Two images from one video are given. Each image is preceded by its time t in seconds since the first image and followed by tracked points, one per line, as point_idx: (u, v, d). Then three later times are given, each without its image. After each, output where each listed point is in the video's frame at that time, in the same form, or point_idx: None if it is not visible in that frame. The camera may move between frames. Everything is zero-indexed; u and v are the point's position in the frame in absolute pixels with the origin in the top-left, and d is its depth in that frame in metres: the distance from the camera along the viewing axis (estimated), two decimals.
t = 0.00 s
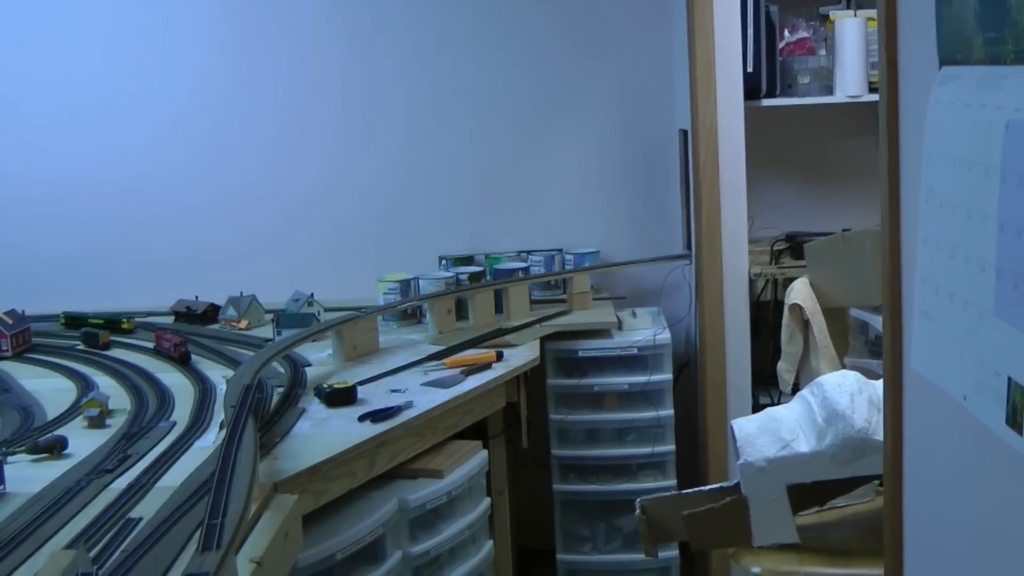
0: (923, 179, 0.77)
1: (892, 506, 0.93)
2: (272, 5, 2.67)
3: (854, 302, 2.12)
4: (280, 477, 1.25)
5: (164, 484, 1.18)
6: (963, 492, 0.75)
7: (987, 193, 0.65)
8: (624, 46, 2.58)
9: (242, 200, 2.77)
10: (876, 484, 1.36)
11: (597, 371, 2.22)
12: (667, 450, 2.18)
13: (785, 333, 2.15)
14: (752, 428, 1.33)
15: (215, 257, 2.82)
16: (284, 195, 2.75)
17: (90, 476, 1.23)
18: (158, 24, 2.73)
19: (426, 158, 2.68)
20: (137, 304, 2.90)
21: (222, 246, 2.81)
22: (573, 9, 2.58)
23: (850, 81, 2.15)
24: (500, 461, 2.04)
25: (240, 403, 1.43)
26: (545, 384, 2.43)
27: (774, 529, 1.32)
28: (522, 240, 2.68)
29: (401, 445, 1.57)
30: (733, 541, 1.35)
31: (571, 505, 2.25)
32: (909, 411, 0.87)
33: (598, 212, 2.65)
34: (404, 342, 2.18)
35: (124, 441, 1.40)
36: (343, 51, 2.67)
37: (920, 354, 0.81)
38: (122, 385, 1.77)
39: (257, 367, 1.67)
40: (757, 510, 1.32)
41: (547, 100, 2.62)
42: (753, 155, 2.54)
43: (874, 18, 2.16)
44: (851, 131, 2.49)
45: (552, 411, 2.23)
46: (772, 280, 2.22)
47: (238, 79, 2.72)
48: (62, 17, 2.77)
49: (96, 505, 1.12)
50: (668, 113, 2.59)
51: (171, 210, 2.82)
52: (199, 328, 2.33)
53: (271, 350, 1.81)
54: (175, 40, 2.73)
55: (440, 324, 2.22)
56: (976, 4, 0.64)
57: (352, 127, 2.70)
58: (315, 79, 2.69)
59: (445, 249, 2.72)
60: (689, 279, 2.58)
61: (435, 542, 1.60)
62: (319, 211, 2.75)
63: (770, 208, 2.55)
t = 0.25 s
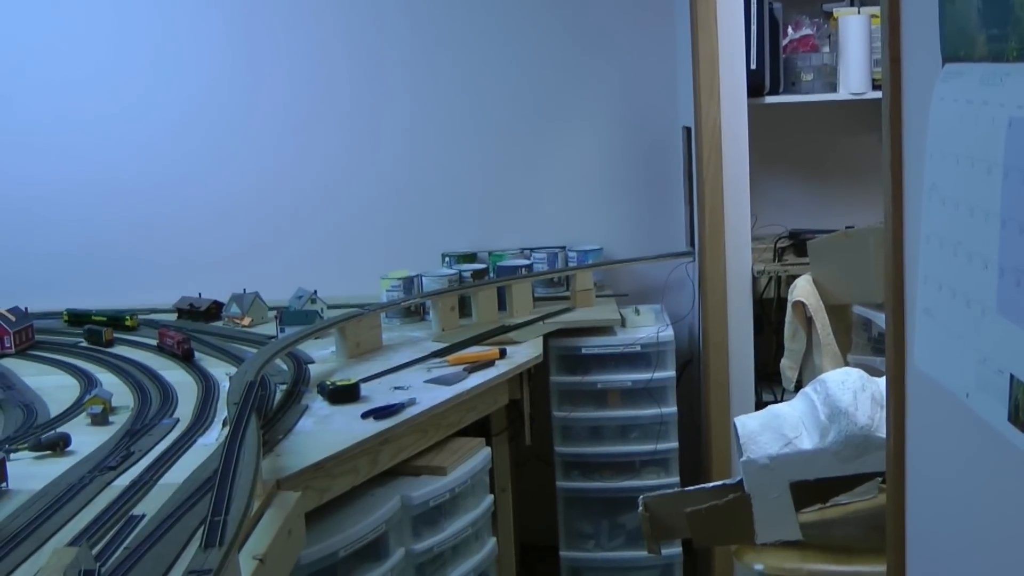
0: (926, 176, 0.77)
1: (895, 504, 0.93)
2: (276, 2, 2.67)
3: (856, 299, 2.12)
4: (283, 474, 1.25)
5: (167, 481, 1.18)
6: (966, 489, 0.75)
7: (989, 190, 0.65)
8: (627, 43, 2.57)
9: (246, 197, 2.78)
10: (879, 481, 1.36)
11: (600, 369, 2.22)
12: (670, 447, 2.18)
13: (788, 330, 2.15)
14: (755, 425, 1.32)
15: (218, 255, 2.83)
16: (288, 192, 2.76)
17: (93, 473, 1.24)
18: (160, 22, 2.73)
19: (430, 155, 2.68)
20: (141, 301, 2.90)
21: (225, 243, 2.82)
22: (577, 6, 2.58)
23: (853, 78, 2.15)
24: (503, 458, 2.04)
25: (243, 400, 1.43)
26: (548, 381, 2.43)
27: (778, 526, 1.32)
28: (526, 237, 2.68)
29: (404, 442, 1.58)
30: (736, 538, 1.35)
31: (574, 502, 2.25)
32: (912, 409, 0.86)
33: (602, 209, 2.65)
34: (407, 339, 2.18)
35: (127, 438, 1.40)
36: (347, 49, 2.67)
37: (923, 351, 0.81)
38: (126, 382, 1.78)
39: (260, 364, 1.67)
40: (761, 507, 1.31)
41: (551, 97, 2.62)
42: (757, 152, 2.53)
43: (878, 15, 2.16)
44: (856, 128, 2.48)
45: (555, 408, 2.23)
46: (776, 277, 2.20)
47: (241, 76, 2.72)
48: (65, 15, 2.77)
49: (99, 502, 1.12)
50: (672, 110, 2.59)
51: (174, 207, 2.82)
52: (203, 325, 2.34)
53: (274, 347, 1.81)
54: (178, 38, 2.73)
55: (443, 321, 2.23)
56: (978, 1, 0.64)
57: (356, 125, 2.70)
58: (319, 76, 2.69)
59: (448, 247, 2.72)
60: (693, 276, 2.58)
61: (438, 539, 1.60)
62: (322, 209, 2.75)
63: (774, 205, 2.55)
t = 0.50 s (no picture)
0: (929, 174, 0.77)
1: (897, 501, 0.93)
2: None
3: (858, 297, 2.10)
4: (285, 471, 1.25)
5: (170, 478, 1.19)
6: (968, 487, 0.75)
7: (991, 187, 0.64)
8: (630, 40, 2.57)
9: (249, 194, 2.78)
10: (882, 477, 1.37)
11: (603, 366, 2.22)
12: (673, 444, 2.18)
13: (791, 327, 2.15)
14: (758, 422, 1.33)
15: (221, 252, 2.83)
16: (291, 189, 2.76)
17: (96, 470, 1.24)
18: (163, 19, 2.74)
19: (433, 152, 2.68)
20: (143, 298, 2.90)
21: (228, 240, 2.82)
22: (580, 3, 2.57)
23: (857, 75, 2.14)
24: (506, 455, 2.04)
25: (246, 397, 1.43)
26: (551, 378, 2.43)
27: (779, 522, 1.32)
28: (529, 234, 2.68)
29: (407, 439, 1.58)
30: (738, 536, 1.34)
31: (577, 499, 2.26)
32: (914, 406, 0.86)
33: (605, 206, 2.65)
34: (410, 336, 2.18)
35: (130, 435, 1.40)
36: (350, 46, 2.67)
37: (926, 349, 0.81)
38: (128, 379, 1.78)
39: (262, 361, 1.67)
40: (763, 503, 1.31)
41: (554, 94, 2.62)
42: (760, 149, 2.53)
43: (881, 12, 2.16)
44: (860, 125, 2.48)
45: (558, 405, 2.23)
46: (779, 274, 2.23)
47: (244, 74, 2.73)
48: (68, 12, 2.78)
49: (101, 499, 1.12)
50: (675, 107, 2.58)
51: (177, 205, 2.82)
52: (205, 322, 2.34)
53: (277, 344, 1.81)
54: (181, 35, 2.73)
55: (446, 318, 2.23)
56: None
57: (359, 122, 2.70)
58: (323, 73, 2.69)
59: (451, 244, 2.72)
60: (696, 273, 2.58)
61: (441, 536, 1.60)
62: (325, 206, 2.75)
63: (777, 202, 2.54)
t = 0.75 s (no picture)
0: (930, 172, 0.77)
1: (900, 498, 0.92)
2: None
3: (860, 294, 2.10)
4: (287, 468, 1.25)
5: (172, 475, 1.19)
6: (968, 484, 0.75)
7: (993, 185, 0.64)
8: (632, 37, 2.57)
9: (250, 192, 2.78)
10: (884, 474, 1.37)
11: (605, 363, 2.22)
12: (675, 441, 2.18)
13: (793, 324, 2.15)
14: (759, 419, 1.32)
15: (223, 249, 2.83)
16: (293, 186, 2.76)
17: (97, 467, 1.24)
18: (166, 16, 2.74)
19: (435, 149, 2.68)
20: (146, 295, 2.91)
21: (230, 237, 2.82)
22: None
23: (859, 72, 2.15)
24: (508, 452, 2.04)
25: (248, 394, 1.43)
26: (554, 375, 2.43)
27: (782, 520, 1.31)
28: (531, 231, 2.68)
29: (409, 436, 1.58)
30: (741, 533, 1.34)
31: (579, 496, 2.26)
32: (916, 404, 0.86)
33: (607, 203, 2.64)
34: (412, 333, 2.18)
35: (132, 432, 1.41)
36: (353, 42, 2.67)
37: (928, 347, 0.80)
38: (130, 376, 1.78)
39: (264, 359, 1.67)
40: (765, 499, 1.30)
41: (556, 91, 2.62)
42: (763, 145, 2.52)
43: (883, 9, 2.16)
44: (863, 121, 2.47)
45: (560, 402, 2.23)
46: (780, 271, 2.23)
47: (247, 70, 2.73)
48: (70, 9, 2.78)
49: (103, 497, 1.13)
50: (677, 104, 2.58)
51: (179, 202, 2.83)
52: (208, 319, 2.34)
53: (279, 341, 1.81)
54: (184, 32, 2.74)
55: (449, 315, 2.23)
56: None
57: (362, 119, 2.70)
58: (326, 71, 2.69)
59: (453, 241, 2.72)
60: (698, 270, 2.58)
61: (443, 533, 1.60)
62: (327, 203, 2.75)
63: (779, 198, 2.54)
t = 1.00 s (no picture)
0: (932, 169, 0.77)
1: (901, 495, 0.92)
2: None
3: (861, 291, 2.11)
4: (289, 465, 1.25)
5: (174, 472, 1.19)
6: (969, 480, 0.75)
7: (995, 182, 0.64)
8: (635, 34, 2.56)
9: (252, 189, 2.78)
10: (885, 472, 1.37)
11: (606, 360, 2.22)
12: (676, 438, 2.18)
13: (795, 321, 2.15)
14: (761, 417, 1.32)
15: (224, 246, 2.83)
16: (295, 184, 2.76)
17: (99, 464, 1.24)
18: (168, 14, 2.74)
19: (437, 147, 2.68)
20: (147, 292, 2.91)
21: (232, 234, 2.82)
22: None
23: (861, 70, 2.15)
24: (509, 449, 2.04)
25: (249, 391, 1.44)
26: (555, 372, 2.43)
27: (783, 517, 1.31)
28: (533, 229, 2.68)
29: (411, 433, 1.58)
30: (743, 531, 1.33)
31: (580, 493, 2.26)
32: (917, 401, 0.86)
33: (609, 200, 2.64)
34: (414, 330, 2.18)
35: (134, 429, 1.41)
36: (356, 40, 2.66)
37: (929, 344, 0.80)
38: (132, 373, 1.78)
39: (266, 356, 1.68)
40: (767, 497, 1.30)
41: (558, 88, 2.62)
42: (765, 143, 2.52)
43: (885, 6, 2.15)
44: (865, 119, 2.47)
45: (562, 399, 2.23)
46: (782, 268, 2.22)
47: (249, 68, 2.72)
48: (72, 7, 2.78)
49: (104, 494, 1.13)
50: (679, 101, 2.58)
51: (181, 199, 2.83)
52: (210, 316, 2.34)
53: (281, 338, 1.81)
54: (187, 29, 2.73)
55: (450, 313, 2.23)
56: None
57: (364, 116, 2.70)
58: (328, 68, 2.69)
59: (455, 238, 2.72)
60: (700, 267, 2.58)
61: (445, 530, 1.61)
62: (330, 200, 2.75)
63: (781, 196, 2.54)
